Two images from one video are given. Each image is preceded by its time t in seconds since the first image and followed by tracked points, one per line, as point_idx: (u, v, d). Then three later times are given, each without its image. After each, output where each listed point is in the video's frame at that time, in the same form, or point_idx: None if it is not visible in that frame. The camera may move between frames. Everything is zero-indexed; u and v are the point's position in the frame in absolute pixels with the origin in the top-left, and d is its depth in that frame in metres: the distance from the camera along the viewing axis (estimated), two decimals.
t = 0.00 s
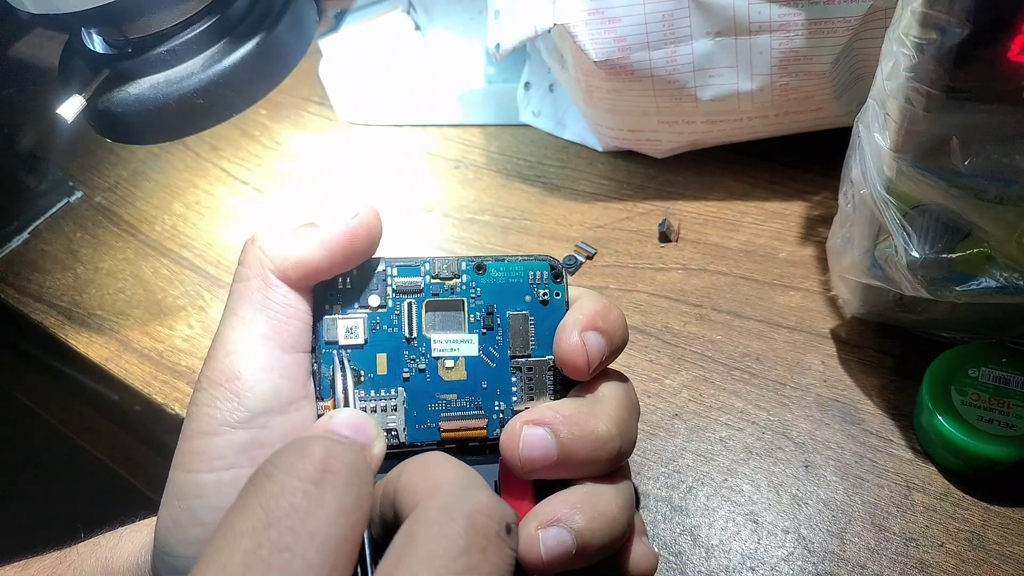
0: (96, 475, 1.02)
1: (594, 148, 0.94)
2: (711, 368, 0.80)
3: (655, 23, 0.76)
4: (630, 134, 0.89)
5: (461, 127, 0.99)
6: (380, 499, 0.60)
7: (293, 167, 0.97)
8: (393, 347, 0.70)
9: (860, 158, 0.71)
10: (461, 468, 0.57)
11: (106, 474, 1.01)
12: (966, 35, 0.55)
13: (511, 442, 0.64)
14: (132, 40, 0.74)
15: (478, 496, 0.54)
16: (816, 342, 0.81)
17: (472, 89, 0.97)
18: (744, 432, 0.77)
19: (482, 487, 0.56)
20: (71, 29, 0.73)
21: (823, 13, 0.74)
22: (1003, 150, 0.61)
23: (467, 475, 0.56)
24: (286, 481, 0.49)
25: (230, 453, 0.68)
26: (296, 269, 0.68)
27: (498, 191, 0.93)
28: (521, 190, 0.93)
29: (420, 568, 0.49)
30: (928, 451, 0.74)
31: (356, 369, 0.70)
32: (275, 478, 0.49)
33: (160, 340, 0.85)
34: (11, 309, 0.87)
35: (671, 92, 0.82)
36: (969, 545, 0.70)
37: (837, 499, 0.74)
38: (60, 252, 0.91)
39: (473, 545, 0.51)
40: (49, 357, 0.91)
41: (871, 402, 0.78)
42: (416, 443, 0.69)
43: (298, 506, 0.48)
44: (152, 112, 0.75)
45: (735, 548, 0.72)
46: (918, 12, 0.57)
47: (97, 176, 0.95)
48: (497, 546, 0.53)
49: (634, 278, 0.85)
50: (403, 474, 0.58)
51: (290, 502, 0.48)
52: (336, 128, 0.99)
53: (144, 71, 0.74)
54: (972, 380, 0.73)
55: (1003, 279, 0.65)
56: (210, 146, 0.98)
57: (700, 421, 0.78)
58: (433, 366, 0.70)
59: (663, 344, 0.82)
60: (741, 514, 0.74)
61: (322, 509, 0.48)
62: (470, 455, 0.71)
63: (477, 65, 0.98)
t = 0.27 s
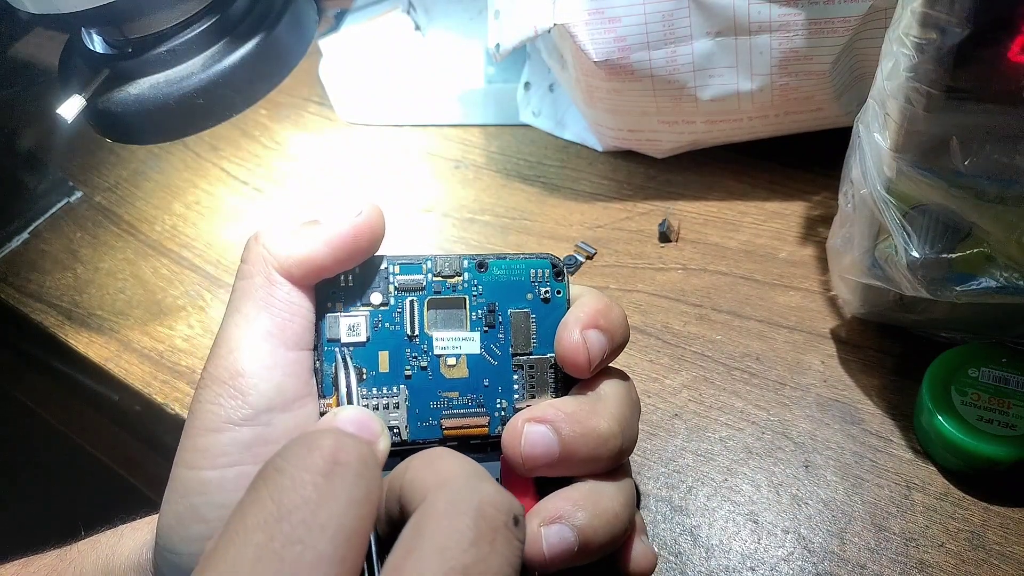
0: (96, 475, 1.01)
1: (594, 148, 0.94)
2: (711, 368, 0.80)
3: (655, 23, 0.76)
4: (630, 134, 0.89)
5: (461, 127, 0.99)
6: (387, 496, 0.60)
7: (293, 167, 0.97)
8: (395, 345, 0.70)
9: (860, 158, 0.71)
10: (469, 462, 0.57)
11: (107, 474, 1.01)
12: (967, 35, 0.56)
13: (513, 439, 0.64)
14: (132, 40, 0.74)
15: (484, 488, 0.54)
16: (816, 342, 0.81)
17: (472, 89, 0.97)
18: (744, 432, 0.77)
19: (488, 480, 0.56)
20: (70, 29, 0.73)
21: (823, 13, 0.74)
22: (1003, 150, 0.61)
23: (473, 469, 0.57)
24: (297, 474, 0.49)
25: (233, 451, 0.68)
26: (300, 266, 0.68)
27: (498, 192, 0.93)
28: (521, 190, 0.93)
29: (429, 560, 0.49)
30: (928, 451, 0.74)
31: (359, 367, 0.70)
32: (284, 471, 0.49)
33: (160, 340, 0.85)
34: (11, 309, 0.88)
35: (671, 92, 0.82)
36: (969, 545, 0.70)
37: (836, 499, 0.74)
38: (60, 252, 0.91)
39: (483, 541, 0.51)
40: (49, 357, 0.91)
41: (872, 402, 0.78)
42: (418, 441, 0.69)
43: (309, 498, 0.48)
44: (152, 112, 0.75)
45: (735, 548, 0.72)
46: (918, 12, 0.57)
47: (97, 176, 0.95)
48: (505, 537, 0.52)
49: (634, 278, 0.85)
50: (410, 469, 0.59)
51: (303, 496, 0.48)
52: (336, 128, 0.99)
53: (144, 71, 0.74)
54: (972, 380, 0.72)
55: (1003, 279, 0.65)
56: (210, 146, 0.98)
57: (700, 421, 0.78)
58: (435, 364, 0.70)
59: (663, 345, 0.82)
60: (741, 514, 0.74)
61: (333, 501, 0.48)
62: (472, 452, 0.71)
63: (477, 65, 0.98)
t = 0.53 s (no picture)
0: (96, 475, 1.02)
1: (594, 148, 0.94)
2: (711, 368, 0.80)
3: (655, 23, 0.76)
4: (630, 134, 0.89)
5: (461, 127, 0.99)
6: (389, 496, 0.60)
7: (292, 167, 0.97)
8: (394, 346, 0.70)
9: (859, 158, 0.71)
10: (471, 463, 0.57)
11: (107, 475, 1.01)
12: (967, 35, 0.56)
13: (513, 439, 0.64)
14: (132, 40, 0.74)
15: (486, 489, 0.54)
16: (816, 342, 0.81)
17: (472, 89, 0.97)
18: (744, 432, 0.77)
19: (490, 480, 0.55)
20: (70, 29, 0.73)
21: (823, 13, 0.74)
22: (1003, 150, 0.61)
23: (475, 470, 0.56)
24: (297, 475, 0.49)
25: (233, 452, 0.68)
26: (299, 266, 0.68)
27: (498, 191, 0.93)
28: (521, 190, 0.93)
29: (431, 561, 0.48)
30: (928, 451, 0.74)
31: (358, 368, 0.70)
32: (285, 472, 0.49)
33: (160, 340, 0.85)
34: (11, 309, 0.88)
35: (671, 92, 0.82)
36: (969, 545, 0.70)
37: (837, 499, 0.74)
38: (60, 252, 0.91)
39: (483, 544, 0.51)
40: (49, 357, 0.91)
41: (871, 402, 0.78)
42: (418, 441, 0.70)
43: (310, 498, 0.48)
44: (152, 111, 0.75)
45: (734, 548, 0.73)
46: (918, 12, 0.57)
47: (97, 176, 0.95)
48: (508, 538, 0.52)
49: (634, 278, 0.85)
50: (413, 470, 0.58)
51: (303, 496, 0.48)
52: (336, 128, 0.99)
53: (144, 71, 0.74)
54: (972, 380, 0.73)
55: (1003, 279, 0.65)
56: (210, 146, 0.98)
57: (700, 421, 0.78)
58: (434, 365, 0.70)
59: (663, 345, 0.82)
60: (741, 514, 0.74)
61: (333, 501, 0.48)
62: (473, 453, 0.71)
63: (477, 65, 0.98)
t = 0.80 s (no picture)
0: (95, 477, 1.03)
1: (594, 148, 0.94)
2: (711, 368, 0.80)
3: (655, 23, 0.76)
4: (630, 134, 0.88)
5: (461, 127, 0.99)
6: (389, 491, 0.60)
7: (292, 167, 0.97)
8: (394, 346, 0.71)
9: (860, 158, 0.71)
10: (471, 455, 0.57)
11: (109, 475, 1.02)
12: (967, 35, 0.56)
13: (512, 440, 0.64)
14: (132, 40, 0.74)
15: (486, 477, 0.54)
16: (816, 342, 0.81)
17: (472, 89, 0.98)
18: (744, 432, 0.77)
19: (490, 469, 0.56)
20: (71, 29, 0.73)
21: (823, 13, 0.74)
22: (1003, 150, 0.62)
23: (475, 461, 0.57)
24: (296, 460, 0.49)
25: (235, 453, 0.68)
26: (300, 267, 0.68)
27: (498, 192, 0.93)
28: (521, 190, 0.93)
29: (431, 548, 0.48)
30: (928, 451, 0.74)
31: (358, 368, 0.70)
32: (283, 458, 0.49)
33: (160, 340, 0.85)
34: (11, 309, 0.88)
35: (670, 92, 0.82)
36: (969, 545, 0.70)
37: (837, 499, 0.74)
38: (60, 252, 0.91)
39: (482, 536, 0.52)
40: (49, 357, 0.91)
41: (872, 402, 0.78)
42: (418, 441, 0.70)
43: (309, 482, 0.48)
44: (152, 111, 0.75)
45: (734, 548, 0.73)
46: (919, 12, 0.57)
47: (97, 176, 0.95)
48: (509, 523, 0.52)
49: (634, 278, 0.85)
50: (413, 462, 0.58)
51: (301, 480, 0.48)
52: (336, 128, 0.99)
53: (144, 71, 0.74)
54: (972, 380, 0.73)
55: (1003, 279, 0.65)
56: (210, 146, 0.98)
57: (700, 421, 0.78)
58: (434, 365, 0.71)
59: (663, 345, 0.82)
60: (741, 514, 0.74)
61: (333, 484, 0.48)
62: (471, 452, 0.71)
63: (477, 65, 0.98)
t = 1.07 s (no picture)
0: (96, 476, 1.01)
1: (594, 148, 0.94)
2: (711, 368, 0.80)
3: (655, 23, 0.76)
4: (630, 134, 0.89)
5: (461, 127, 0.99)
6: (389, 488, 0.61)
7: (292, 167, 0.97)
8: (393, 346, 0.70)
9: (860, 158, 0.71)
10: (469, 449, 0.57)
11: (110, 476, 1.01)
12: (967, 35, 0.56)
13: (513, 438, 0.65)
14: (132, 40, 0.74)
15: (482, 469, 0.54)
16: (816, 342, 0.81)
17: (472, 89, 0.97)
18: (744, 432, 0.77)
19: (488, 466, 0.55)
20: (70, 29, 0.73)
21: (823, 13, 0.74)
22: (1003, 150, 0.62)
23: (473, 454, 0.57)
24: (296, 452, 0.49)
25: (235, 453, 0.68)
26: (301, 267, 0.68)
27: (498, 191, 0.93)
28: (521, 190, 0.93)
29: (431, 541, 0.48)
30: (928, 451, 0.74)
31: (358, 368, 0.70)
32: (283, 450, 0.49)
33: (160, 340, 0.85)
34: (11, 308, 0.88)
35: (670, 92, 0.82)
36: (969, 545, 0.70)
37: (837, 499, 0.74)
38: (60, 252, 0.91)
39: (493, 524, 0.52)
40: (49, 356, 0.91)
41: (872, 402, 0.77)
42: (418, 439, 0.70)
43: (309, 474, 0.48)
44: (152, 111, 0.75)
45: (734, 548, 0.73)
46: (918, 12, 0.56)
47: (97, 176, 0.95)
48: (510, 517, 0.52)
49: (634, 278, 0.85)
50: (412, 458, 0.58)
51: (301, 472, 0.48)
52: (336, 128, 0.99)
53: (144, 71, 0.74)
54: (972, 380, 0.72)
55: (1003, 279, 0.65)
56: (210, 146, 0.98)
57: (700, 421, 0.78)
58: (434, 364, 0.70)
59: (663, 345, 0.82)
60: (741, 514, 0.74)
61: (333, 477, 0.48)
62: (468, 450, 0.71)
63: (477, 65, 0.98)
